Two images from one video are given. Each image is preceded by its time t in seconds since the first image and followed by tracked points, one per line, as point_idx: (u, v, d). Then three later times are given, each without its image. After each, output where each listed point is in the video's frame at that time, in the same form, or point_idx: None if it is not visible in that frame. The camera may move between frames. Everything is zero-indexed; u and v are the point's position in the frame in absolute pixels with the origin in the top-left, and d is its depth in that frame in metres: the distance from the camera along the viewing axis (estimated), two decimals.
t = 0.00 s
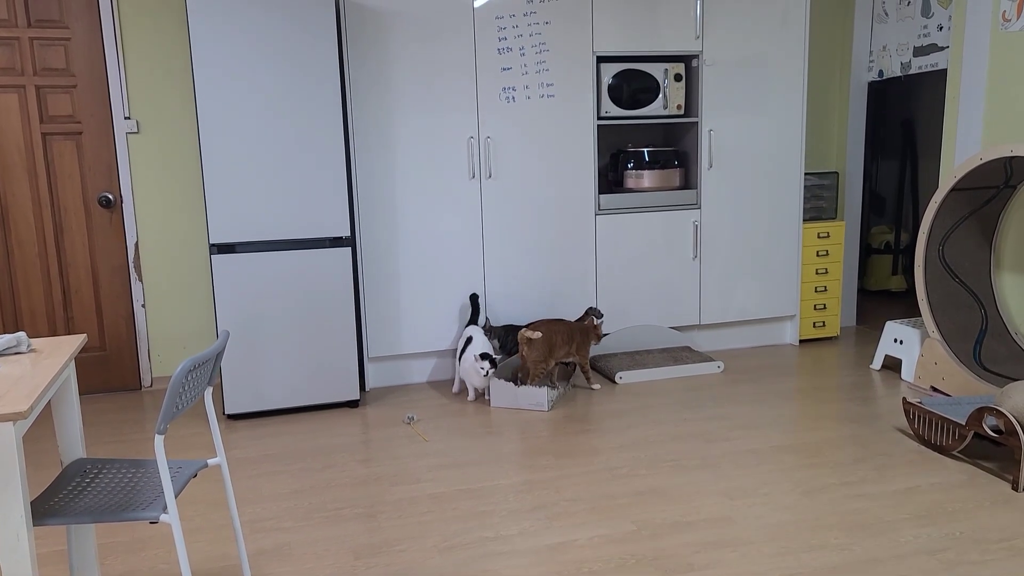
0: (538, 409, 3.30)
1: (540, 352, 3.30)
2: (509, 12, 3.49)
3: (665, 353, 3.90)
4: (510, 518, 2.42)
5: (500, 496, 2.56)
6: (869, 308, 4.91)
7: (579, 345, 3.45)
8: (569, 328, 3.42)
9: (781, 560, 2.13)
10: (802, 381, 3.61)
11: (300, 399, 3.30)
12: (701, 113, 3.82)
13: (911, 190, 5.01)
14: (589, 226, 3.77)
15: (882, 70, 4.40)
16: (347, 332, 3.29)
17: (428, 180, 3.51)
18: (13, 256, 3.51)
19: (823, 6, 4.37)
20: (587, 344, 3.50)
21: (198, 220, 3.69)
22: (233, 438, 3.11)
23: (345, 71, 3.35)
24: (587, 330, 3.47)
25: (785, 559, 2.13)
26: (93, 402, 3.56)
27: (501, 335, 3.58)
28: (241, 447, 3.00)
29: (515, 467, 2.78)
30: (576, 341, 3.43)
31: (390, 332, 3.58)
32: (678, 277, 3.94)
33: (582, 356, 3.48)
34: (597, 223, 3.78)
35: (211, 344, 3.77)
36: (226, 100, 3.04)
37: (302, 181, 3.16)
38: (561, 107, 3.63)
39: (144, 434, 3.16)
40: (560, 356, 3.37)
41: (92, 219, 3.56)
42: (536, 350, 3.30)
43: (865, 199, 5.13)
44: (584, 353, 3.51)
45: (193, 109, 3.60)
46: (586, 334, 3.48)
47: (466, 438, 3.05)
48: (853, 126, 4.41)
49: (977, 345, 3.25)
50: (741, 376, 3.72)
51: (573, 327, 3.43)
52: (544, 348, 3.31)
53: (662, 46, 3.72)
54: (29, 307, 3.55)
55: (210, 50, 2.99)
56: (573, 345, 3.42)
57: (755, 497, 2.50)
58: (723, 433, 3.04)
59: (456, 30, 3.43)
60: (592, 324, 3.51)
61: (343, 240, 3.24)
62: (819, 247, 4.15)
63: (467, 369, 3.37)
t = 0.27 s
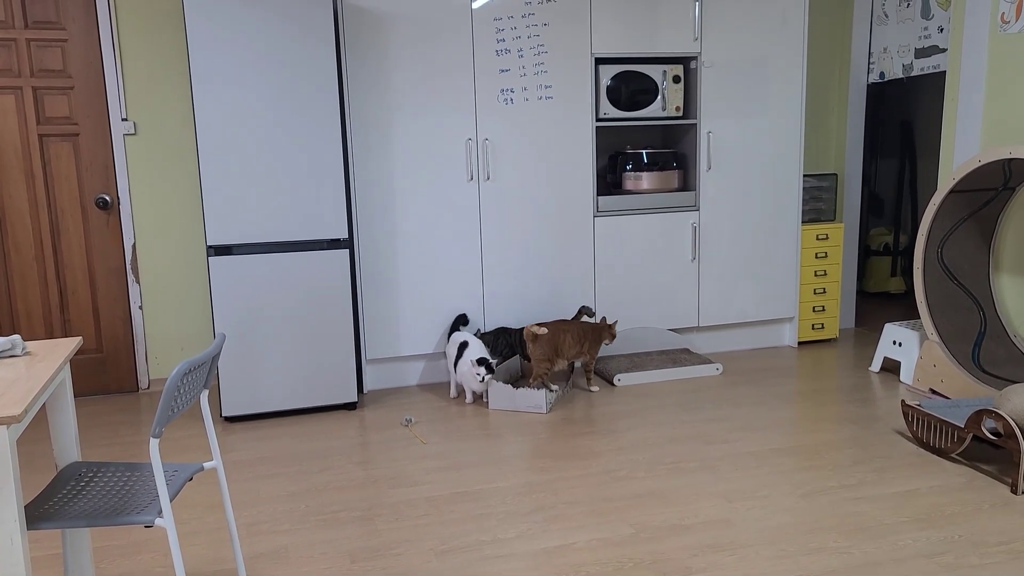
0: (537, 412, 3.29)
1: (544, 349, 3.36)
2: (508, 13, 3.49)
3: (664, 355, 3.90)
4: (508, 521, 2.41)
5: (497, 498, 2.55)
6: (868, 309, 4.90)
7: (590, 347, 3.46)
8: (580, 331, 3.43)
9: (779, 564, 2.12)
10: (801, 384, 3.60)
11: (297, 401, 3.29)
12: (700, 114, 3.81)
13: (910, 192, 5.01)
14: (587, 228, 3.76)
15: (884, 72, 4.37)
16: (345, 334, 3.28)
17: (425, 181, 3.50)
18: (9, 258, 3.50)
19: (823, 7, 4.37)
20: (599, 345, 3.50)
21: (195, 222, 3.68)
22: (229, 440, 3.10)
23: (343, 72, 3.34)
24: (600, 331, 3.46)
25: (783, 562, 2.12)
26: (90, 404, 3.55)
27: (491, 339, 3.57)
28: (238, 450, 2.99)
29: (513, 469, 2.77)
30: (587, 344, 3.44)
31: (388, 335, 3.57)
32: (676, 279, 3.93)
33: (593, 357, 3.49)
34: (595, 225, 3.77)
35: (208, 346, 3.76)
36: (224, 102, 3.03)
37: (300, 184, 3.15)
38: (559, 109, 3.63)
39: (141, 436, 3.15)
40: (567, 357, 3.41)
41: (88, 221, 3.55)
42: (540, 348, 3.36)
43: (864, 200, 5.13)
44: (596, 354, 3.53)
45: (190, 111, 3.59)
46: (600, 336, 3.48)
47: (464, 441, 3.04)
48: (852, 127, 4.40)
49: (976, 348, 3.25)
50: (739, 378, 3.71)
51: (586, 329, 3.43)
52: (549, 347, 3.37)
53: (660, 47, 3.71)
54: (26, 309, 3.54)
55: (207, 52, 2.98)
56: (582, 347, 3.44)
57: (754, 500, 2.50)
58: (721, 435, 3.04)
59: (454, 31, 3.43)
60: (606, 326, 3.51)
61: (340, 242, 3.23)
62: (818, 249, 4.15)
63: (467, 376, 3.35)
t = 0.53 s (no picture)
0: (536, 413, 3.29)
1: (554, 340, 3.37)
2: (506, 14, 3.48)
3: (664, 356, 3.91)
4: (506, 522, 2.40)
5: (496, 499, 2.55)
6: (867, 310, 4.90)
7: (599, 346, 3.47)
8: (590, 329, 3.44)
9: (778, 564, 2.12)
10: (801, 384, 3.60)
11: (296, 402, 3.29)
12: (698, 115, 3.81)
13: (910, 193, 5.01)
14: (586, 229, 3.76)
15: (884, 72, 4.38)
16: (343, 335, 3.28)
17: (424, 182, 3.50)
18: (7, 259, 3.49)
19: (823, 7, 4.36)
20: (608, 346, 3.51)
21: (194, 224, 3.68)
22: (228, 441, 3.09)
23: (342, 73, 3.34)
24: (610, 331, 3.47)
25: (782, 563, 2.12)
26: (88, 406, 3.55)
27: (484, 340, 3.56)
28: (236, 451, 2.99)
29: (512, 470, 2.77)
30: (596, 342, 3.45)
31: (387, 336, 3.56)
32: (675, 281, 3.93)
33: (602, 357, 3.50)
34: (594, 226, 3.77)
35: (207, 347, 3.76)
36: (222, 103, 3.03)
37: (298, 185, 3.15)
38: (558, 110, 3.63)
39: (139, 437, 3.14)
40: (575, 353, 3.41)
41: (87, 221, 3.55)
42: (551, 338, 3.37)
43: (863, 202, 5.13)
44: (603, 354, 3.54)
45: (189, 112, 3.58)
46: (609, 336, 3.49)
47: (463, 442, 3.04)
48: (852, 128, 4.40)
49: (976, 349, 3.24)
50: (738, 379, 3.71)
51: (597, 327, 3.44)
52: (558, 339, 3.37)
53: (659, 47, 3.71)
54: (24, 310, 3.53)
55: (206, 53, 2.98)
56: (592, 346, 3.45)
57: (753, 501, 2.49)
58: (721, 436, 3.03)
59: (453, 32, 3.43)
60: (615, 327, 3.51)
61: (339, 243, 3.23)
62: (817, 250, 4.14)
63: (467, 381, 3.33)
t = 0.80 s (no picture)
0: (536, 414, 3.29)
1: (571, 336, 3.42)
2: (506, 15, 3.49)
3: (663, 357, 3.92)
4: (506, 523, 2.40)
5: (495, 501, 2.55)
6: (867, 311, 4.90)
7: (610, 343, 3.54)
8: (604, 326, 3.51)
9: (778, 565, 2.12)
10: (800, 385, 3.60)
11: (296, 404, 3.29)
12: (698, 116, 3.81)
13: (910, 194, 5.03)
14: (586, 230, 3.76)
15: (882, 73, 4.37)
16: (343, 336, 3.28)
17: (423, 183, 3.50)
18: (7, 260, 3.49)
19: (822, 7, 4.37)
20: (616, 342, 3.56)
21: (194, 225, 3.67)
22: (228, 442, 3.09)
23: (341, 74, 3.34)
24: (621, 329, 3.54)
25: (781, 564, 2.12)
26: (88, 407, 3.55)
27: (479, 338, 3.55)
28: (236, 452, 2.99)
29: (512, 471, 2.77)
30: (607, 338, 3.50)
31: (387, 337, 3.56)
32: (675, 281, 3.93)
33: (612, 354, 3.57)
34: (594, 227, 3.77)
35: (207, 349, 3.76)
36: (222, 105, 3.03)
37: (298, 186, 3.15)
38: (558, 111, 3.63)
39: (139, 439, 3.14)
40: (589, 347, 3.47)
41: (86, 223, 3.55)
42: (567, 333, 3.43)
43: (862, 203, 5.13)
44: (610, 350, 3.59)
45: (188, 113, 3.58)
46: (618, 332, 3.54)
47: (462, 443, 3.04)
48: (851, 129, 4.40)
49: (975, 349, 3.24)
50: (738, 380, 3.71)
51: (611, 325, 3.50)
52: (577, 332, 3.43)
53: (659, 48, 3.71)
54: (24, 311, 3.53)
55: (205, 55, 2.98)
56: (603, 342, 3.52)
57: (753, 502, 2.49)
58: (720, 437, 3.03)
59: (452, 34, 3.43)
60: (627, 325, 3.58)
61: (338, 244, 3.23)
62: (816, 251, 4.15)
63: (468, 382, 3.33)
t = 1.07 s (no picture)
0: (537, 415, 3.29)
1: (591, 342, 3.48)
2: (505, 16, 3.49)
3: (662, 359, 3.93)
4: (506, 525, 2.40)
5: (495, 502, 2.55)
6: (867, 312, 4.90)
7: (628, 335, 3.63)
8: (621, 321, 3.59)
9: (778, 567, 2.11)
10: (800, 386, 3.60)
11: (296, 406, 3.29)
12: (698, 117, 3.81)
13: (910, 195, 5.04)
14: (586, 231, 3.76)
15: (879, 74, 4.40)
16: (343, 337, 3.28)
17: (423, 185, 3.50)
18: (7, 262, 3.49)
19: (822, 7, 4.37)
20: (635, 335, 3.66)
21: (194, 227, 3.67)
22: (228, 444, 3.09)
23: (341, 76, 3.34)
24: (639, 321, 3.63)
25: (782, 565, 2.12)
26: (88, 409, 3.54)
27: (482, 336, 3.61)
28: (236, 454, 2.98)
29: (512, 473, 2.76)
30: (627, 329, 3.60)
31: (387, 338, 3.56)
32: (675, 283, 3.93)
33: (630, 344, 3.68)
34: (594, 228, 3.77)
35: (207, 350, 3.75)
36: (221, 107, 3.03)
37: (298, 188, 3.15)
38: (558, 112, 3.63)
39: (139, 441, 3.14)
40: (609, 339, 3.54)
41: (86, 224, 3.55)
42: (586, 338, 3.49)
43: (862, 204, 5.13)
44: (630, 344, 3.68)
45: (187, 115, 3.59)
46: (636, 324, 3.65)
47: (462, 445, 3.04)
48: (851, 130, 4.41)
49: (975, 350, 3.24)
50: (738, 381, 3.70)
51: (629, 321, 3.59)
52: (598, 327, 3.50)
53: (658, 50, 3.71)
54: (23, 313, 3.53)
55: (205, 57, 2.98)
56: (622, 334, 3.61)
57: (753, 503, 2.49)
58: (720, 438, 3.03)
59: (452, 35, 3.43)
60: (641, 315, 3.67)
61: (338, 245, 3.23)
62: (816, 251, 4.15)
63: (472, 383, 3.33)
